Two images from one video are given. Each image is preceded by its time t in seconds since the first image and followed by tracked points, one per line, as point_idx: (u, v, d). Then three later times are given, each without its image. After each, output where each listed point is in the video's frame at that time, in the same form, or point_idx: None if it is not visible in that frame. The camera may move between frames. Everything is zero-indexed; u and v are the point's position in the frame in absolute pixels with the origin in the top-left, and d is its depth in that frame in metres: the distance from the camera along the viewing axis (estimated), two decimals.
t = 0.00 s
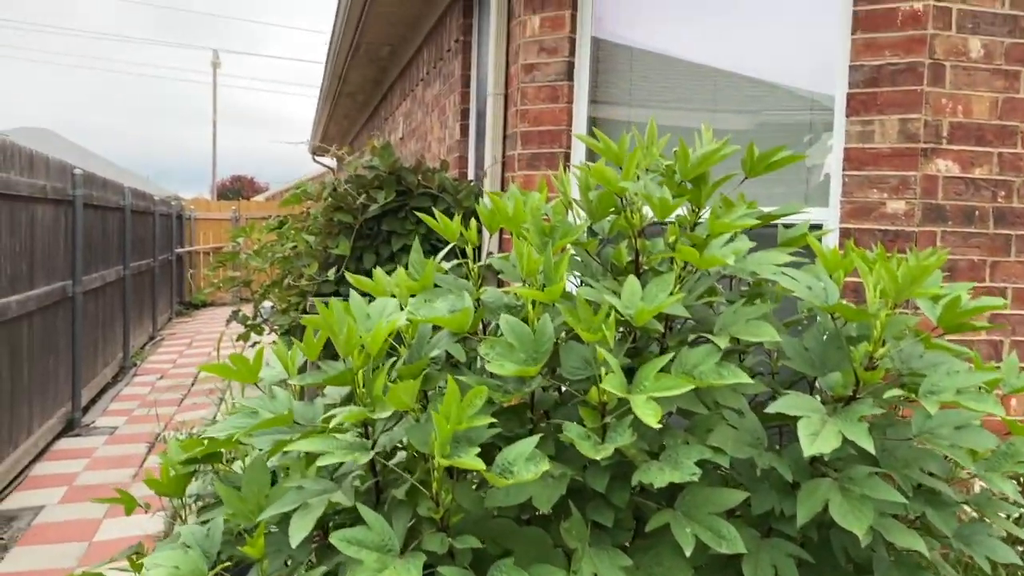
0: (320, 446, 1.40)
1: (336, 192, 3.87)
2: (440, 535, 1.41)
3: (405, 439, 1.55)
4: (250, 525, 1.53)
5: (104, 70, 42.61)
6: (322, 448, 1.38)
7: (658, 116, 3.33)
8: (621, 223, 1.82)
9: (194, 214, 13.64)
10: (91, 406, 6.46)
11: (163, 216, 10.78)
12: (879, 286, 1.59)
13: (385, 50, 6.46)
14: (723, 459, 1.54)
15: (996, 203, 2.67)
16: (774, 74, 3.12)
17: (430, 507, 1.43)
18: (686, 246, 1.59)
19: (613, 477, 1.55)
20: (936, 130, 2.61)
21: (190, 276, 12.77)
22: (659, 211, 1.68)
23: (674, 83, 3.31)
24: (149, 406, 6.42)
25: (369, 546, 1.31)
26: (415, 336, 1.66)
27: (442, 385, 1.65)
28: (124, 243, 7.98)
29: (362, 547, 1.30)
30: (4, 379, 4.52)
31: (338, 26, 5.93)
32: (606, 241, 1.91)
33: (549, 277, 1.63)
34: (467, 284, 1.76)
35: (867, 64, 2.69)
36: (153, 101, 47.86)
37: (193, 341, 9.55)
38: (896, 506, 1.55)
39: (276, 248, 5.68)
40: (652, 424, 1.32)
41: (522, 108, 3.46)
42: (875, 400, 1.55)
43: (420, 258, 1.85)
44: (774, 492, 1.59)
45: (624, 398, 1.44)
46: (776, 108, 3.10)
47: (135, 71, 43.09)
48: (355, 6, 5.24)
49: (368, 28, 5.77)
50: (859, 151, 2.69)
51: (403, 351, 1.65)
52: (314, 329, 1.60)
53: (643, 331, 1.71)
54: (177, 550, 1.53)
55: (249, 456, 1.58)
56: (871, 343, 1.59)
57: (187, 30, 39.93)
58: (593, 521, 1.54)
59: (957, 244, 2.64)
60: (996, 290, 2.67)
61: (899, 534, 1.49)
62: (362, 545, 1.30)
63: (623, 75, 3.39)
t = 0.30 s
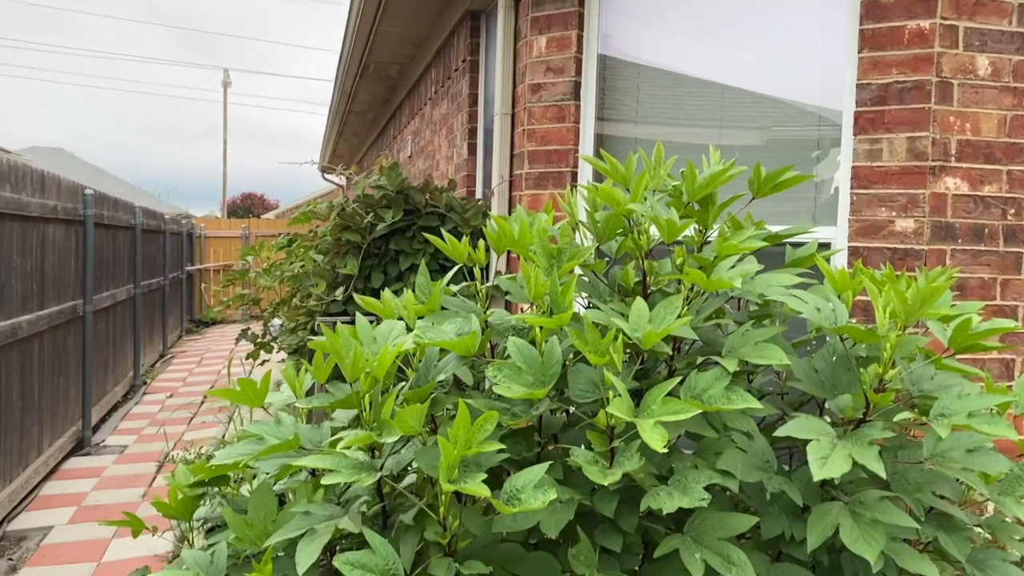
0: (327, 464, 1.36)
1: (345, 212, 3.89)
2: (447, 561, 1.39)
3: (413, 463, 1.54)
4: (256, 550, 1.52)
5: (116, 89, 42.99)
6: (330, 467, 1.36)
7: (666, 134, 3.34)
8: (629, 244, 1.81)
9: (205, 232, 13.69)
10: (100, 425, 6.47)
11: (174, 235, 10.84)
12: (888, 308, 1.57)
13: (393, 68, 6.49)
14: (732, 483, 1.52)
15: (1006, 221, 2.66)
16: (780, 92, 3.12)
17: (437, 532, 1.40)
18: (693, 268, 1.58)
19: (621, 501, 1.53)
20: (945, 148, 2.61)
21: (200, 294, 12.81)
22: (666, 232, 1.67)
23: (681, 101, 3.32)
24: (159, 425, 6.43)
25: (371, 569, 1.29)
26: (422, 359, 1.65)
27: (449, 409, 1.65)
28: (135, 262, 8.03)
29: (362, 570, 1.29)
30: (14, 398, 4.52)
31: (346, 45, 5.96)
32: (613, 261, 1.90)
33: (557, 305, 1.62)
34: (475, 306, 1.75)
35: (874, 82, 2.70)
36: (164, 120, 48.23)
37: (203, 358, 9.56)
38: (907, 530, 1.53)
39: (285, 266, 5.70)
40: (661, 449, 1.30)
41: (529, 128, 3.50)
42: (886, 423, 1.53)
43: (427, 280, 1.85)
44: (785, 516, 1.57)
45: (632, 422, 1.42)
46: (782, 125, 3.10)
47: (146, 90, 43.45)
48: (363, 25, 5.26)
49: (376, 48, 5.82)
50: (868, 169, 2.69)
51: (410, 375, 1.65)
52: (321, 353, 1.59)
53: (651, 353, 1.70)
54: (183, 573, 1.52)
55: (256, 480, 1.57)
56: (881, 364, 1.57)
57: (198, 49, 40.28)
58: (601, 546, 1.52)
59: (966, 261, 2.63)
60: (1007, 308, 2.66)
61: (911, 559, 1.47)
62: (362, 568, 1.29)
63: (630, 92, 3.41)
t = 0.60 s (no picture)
0: (324, 494, 1.36)
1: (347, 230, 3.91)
2: None
3: (411, 486, 1.53)
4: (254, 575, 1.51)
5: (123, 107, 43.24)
6: (325, 495, 1.35)
7: (668, 150, 3.34)
8: (628, 265, 1.80)
9: (211, 249, 13.73)
10: (105, 442, 6.47)
11: (179, 252, 10.87)
12: (889, 328, 1.56)
13: (397, 86, 6.52)
14: (734, 506, 1.51)
15: (1008, 238, 2.66)
16: (781, 109, 3.12)
17: (435, 557, 1.40)
18: (693, 290, 1.57)
19: (622, 525, 1.52)
20: (946, 165, 2.61)
21: (206, 310, 12.83)
22: (665, 254, 1.66)
23: (683, 118, 3.32)
24: (163, 443, 6.42)
25: None
26: (421, 383, 1.65)
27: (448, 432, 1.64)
28: (140, 280, 8.05)
29: None
30: (18, 417, 4.52)
31: (350, 64, 5.99)
32: (614, 282, 1.90)
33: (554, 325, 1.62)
34: (474, 327, 1.75)
35: (874, 99, 2.70)
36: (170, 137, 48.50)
37: (209, 375, 9.56)
38: (911, 552, 1.51)
39: (288, 284, 5.71)
40: (659, 473, 1.30)
41: (531, 146, 3.51)
42: (889, 445, 1.52)
43: (427, 302, 1.85)
44: (787, 539, 1.56)
45: (631, 446, 1.41)
46: (784, 142, 3.10)
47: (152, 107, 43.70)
48: (367, 44, 5.29)
49: (379, 66, 5.86)
50: (870, 186, 2.69)
51: (409, 398, 1.64)
52: (320, 376, 1.59)
53: (651, 375, 1.69)
54: None
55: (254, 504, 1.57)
56: (882, 386, 1.56)
57: (204, 67, 40.54)
58: (602, 570, 1.51)
59: (969, 278, 2.62)
60: (1011, 326, 2.65)
61: None
62: None
63: (632, 108, 3.41)
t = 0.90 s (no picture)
0: (323, 518, 1.36)
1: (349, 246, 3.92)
2: None
3: (410, 507, 1.53)
4: None
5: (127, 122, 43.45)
6: (324, 517, 1.35)
7: (668, 166, 3.35)
8: (627, 282, 1.81)
9: (215, 263, 13.76)
10: (108, 458, 6.47)
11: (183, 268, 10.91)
12: (887, 346, 1.56)
13: (399, 102, 6.55)
14: (733, 525, 1.50)
15: (1009, 252, 2.66)
16: (781, 124, 3.13)
17: None
18: (690, 309, 1.57)
19: (621, 545, 1.52)
20: (946, 179, 2.61)
21: (209, 325, 12.86)
22: (663, 272, 1.66)
23: (683, 133, 3.33)
24: (166, 459, 6.41)
25: None
26: (420, 403, 1.65)
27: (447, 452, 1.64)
28: (144, 295, 8.08)
29: None
30: (21, 434, 4.53)
31: (352, 80, 6.02)
32: (613, 299, 1.90)
33: (550, 342, 1.65)
34: (473, 347, 1.75)
35: (874, 115, 2.71)
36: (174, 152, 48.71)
37: (212, 390, 9.56)
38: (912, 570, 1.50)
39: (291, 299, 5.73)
40: (656, 493, 1.29)
41: (532, 162, 3.52)
42: (888, 463, 1.51)
43: (426, 321, 1.85)
44: (788, 558, 1.55)
45: (628, 466, 1.41)
46: (784, 156, 3.10)
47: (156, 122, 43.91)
48: (369, 61, 5.32)
49: (381, 83, 5.89)
50: (869, 202, 2.70)
51: (408, 419, 1.65)
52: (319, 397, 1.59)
53: (650, 393, 1.69)
54: None
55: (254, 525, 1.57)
56: (881, 403, 1.55)
57: (208, 82, 40.76)
58: None
59: (970, 293, 2.62)
60: (1013, 340, 2.65)
61: None
62: None
63: (632, 123, 3.43)
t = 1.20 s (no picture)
0: (322, 541, 1.36)
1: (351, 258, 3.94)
2: None
3: (412, 520, 1.53)
4: None
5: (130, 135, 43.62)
6: (322, 541, 1.36)
7: (669, 176, 3.36)
8: (628, 294, 1.81)
9: (218, 276, 13.80)
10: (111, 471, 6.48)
11: (186, 280, 10.95)
12: (888, 357, 1.56)
13: (400, 114, 6.57)
14: (735, 537, 1.50)
15: (1009, 261, 2.66)
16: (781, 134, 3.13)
17: None
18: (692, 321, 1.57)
19: (623, 558, 1.51)
20: (945, 189, 2.62)
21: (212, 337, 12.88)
22: (665, 283, 1.66)
23: (683, 144, 3.34)
24: (169, 471, 6.41)
25: None
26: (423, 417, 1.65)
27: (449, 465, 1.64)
28: (148, 308, 8.10)
29: None
30: (24, 447, 4.53)
31: (354, 92, 6.04)
32: (614, 310, 1.90)
33: (558, 362, 1.61)
34: (475, 359, 1.75)
35: (873, 125, 2.72)
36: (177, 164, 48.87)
37: (215, 402, 9.57)
38: None
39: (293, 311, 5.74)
40: (660, 506, 1.29)
41: (533, 174, 3.53)
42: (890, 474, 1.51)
43: (427, 333, 1.86)
44: (790, 569, 1.55)
45: (631, 478, 1.41)
46: (784, 167, 3.11)
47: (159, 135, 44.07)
48: (370, 74, 5.34)
49: (382, 95, 5.92)
50: (870, 212, 2.71)
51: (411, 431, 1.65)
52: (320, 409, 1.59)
53: (652, 405, 1.69)
54: None
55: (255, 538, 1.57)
56: (882, 414, 1.55)
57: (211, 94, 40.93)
58: None
59: (971, 302, 2.62)
60: (1014, 349, 2.64)
61: None
62: None
63: (633, 135, 3.43)
